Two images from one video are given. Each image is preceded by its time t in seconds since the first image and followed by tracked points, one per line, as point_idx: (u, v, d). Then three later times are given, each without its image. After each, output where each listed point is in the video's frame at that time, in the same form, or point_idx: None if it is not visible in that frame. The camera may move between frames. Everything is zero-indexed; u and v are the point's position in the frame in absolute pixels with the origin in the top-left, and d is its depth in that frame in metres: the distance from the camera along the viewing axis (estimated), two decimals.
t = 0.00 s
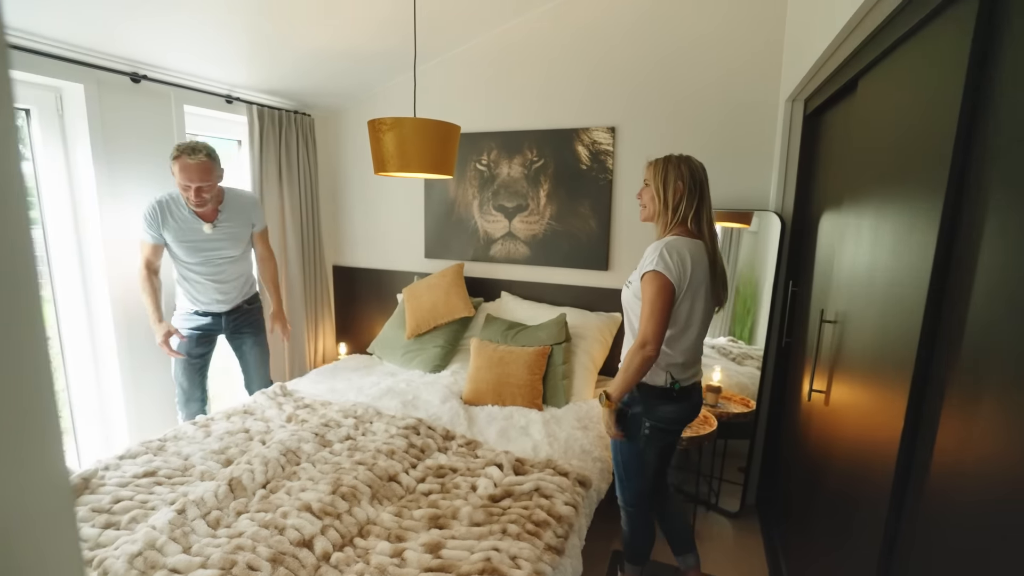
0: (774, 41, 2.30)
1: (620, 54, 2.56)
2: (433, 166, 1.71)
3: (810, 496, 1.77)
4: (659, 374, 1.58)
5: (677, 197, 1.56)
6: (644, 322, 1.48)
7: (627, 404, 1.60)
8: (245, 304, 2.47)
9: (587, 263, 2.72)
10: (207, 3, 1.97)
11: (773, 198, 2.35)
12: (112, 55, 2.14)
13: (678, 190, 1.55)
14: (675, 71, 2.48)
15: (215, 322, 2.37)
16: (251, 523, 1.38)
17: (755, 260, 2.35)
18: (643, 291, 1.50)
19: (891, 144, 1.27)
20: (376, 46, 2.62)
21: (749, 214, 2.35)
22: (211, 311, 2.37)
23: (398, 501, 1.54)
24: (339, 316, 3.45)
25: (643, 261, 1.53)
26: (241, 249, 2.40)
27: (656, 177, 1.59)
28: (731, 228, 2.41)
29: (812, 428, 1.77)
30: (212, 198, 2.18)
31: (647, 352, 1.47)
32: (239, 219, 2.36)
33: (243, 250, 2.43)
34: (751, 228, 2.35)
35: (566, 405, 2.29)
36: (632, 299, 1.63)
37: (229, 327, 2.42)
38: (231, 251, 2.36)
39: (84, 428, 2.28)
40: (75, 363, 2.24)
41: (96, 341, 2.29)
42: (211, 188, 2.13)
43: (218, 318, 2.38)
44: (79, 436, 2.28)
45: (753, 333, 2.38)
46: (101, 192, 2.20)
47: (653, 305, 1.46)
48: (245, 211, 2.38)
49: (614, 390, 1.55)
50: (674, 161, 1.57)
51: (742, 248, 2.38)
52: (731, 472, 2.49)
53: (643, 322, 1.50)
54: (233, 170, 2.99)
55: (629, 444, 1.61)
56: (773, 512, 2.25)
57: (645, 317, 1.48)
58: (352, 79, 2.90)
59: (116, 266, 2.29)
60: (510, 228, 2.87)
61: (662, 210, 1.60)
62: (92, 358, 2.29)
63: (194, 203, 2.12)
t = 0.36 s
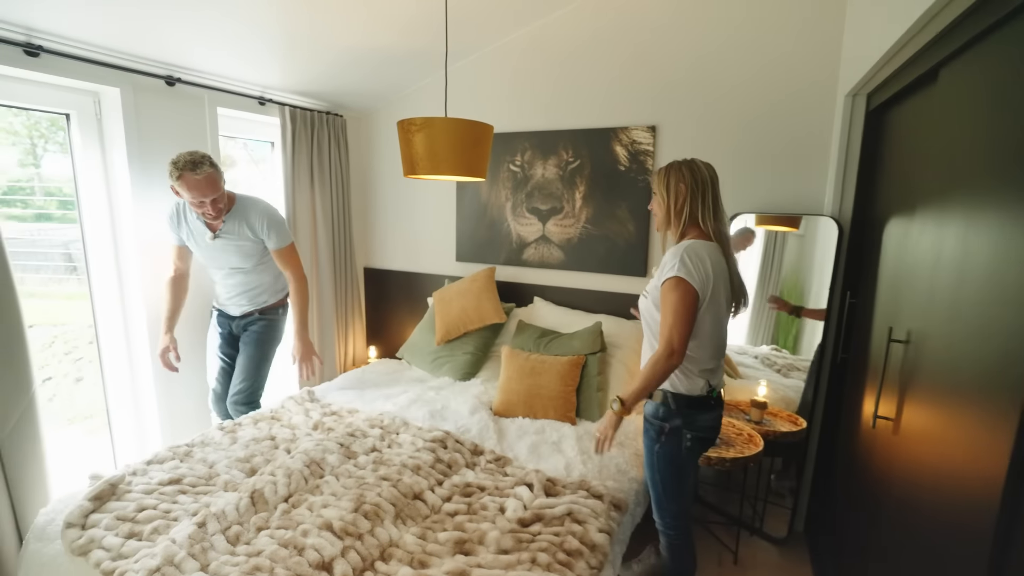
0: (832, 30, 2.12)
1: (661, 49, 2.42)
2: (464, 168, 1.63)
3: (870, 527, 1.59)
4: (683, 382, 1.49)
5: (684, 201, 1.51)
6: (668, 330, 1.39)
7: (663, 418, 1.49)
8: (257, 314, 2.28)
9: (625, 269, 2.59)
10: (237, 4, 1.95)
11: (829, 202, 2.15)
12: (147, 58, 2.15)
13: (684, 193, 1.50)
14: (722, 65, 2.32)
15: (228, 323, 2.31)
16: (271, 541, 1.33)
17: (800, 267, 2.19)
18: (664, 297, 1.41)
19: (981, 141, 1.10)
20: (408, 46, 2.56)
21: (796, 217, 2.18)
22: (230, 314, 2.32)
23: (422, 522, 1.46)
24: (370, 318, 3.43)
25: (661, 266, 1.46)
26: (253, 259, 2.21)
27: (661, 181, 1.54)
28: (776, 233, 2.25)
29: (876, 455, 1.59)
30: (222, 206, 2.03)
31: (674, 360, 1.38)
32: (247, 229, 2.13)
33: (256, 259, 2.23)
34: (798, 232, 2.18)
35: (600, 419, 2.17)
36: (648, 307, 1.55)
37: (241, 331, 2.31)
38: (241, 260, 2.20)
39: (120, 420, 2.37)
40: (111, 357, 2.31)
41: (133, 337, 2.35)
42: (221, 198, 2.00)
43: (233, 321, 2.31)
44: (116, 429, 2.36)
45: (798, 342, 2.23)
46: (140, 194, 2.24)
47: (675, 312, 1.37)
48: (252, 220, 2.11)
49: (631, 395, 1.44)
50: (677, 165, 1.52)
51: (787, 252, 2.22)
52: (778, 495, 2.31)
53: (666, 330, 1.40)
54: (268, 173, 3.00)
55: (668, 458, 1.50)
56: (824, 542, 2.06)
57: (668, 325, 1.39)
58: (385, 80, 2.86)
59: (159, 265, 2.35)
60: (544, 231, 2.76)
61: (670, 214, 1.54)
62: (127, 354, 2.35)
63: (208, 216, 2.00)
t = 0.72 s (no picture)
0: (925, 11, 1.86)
1: (722, 39, 2.24)
2: (510, 169, 1.53)
3: None
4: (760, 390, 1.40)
5: (727, 204, 1.43)
6: (766, 334, 1.28)
7: (734, 422, 1.41)
8: (313, 333, 2.20)
9: (678, 276, 2.42)
10: (283, 5, 1.92)
11: (917, 205, 1.90)
12: (197, 61, 2.17)
13: (728, 195, 1.42)
14: (792, 54, 2.11)
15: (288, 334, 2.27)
16: (301, 559, 1.28)
17: (867, 275, 1.97)
18: (745, 302, 1.31)
19: None
20: (454, 44, 2.48)
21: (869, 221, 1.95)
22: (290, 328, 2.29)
23: (457, 546, 1.37)
24: (412, 320, 3.40)
25: (730, 268, 1.36)
26: (301, 284, 2.12)
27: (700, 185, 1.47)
28: (841, 236, 2.02)
29: (981, 499, 1.37)
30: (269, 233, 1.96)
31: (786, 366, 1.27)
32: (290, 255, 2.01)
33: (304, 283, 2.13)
34: (866, 236, 1.96)
35: (650, 438, 2.02)
36: (704, 311, 1.45)
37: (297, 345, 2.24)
38: (292, 283, 2.12)
39: (167, 414, 2.42)
40: (160, 353, 2.36)
41: (180, 334, 2.39)
42: (265, 226, 1.93)
43: (291, 334, 2.27)
44: (164, 422, 2.42)
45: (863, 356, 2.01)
46: (191, 196, 2.28)
47: (768, 315, 1.28)
48: (296, 247, 1.97)
49: (769, 421, 1.30)
50: (716, 167, 1.46)
51: (853, 257, 2.00)
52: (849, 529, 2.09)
53: (762, 337, 1.29)
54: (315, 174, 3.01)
55: (734, 466, 1.42)
56: None
57: (765, 331, 1.28)
58: (430, 79, 2.80)
59: (211, 265, 2.40)
60: (592, 234, 2.63)
61: (711, 218, 1.47)
62: (174, 350, 2.39)
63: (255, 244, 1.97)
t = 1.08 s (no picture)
0: None
1: (777, 32, 2.13)
2: (552, 170, 1.49)
3: None
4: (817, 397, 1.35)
5: (787, 204, 1.36)
6: (816, 340, 1.24)
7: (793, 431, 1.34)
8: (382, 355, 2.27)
9: (724, 281, 2.32)
10: (328, 8, 1.94)
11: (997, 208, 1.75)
12: (245, 65, 2.22)
13: (789, 195, 1.36)
14: (852, 47, 1.98)
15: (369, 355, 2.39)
16: (338, 563, 1.28)
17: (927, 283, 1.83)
18: (808, 304, 1.26)
19: None
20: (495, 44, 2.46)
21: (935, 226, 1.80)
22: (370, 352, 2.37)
23: (494, 557, 1.34)
24: (448, 321, 3.39)
25: (795, 269, 1.30)
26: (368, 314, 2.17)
27: (759, 184, 1.40)
28: (901, 241, 1.88)
29: None
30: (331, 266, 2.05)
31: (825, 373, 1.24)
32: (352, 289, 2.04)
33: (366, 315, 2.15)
34: (928, 241, 1.82)
35: (693, 450, 1.94)
36: (760, 314, 1.37)
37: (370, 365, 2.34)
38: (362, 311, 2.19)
39: (212, 407, 2.49)
40: (206, 348, 2.43)
41: (225, 330, 2.46)
42: (328, 257, 2.02)
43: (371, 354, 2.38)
44: (209, 415, 2.49)
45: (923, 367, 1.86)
46: (236, 196, 2.33)
47: (833, 318, 1.24)
48: (354, 282, 2.01)
49: (781, 413, 1.28)
50: (775, 166, 1.39)
51: (911, 264, 1.86)
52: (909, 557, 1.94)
53: (813, 342, 1.25)
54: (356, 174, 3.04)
55: (797, 475, 1.36)
56: None
57: (820, 336, 1.24)
58: (470, 79, 2.78)
59: (256, 264, 2.45)
60: (634, 237, 2.55)
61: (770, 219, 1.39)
62: (219, 345, 2.46)
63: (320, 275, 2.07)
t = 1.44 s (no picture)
0: None
1: (790, 30, 2.09)
2: (562, 170, 1.47)
3: None
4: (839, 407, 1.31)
5: (801, 211, 1.34)
6: (835, 349, 1.22)
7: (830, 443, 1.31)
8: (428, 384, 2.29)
9: (735, 283, 2.29)
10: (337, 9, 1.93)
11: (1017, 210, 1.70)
12: (253, 65, 2.22)
13: (802, 201, 1.33)
14: (866, 46, 1.94)
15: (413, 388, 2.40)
16: (344, 567, 1.27)
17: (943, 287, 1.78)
18: (830, 314, 1.24)
19: None
20: (503, 43, 2.44)
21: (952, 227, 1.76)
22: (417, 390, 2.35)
23: (501, 563, 1.33)
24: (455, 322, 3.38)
25: (823, 277, 1.27)
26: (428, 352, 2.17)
27: (770, 188, 1.38)
28: (918, 242, 1.85)
29: None
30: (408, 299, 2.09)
31: (845, 381, 1.22)
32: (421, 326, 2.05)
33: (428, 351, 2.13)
34: (945, 243, 1.78)
35: (703, 455, 1.91)
36: (789, 326, 1.34)
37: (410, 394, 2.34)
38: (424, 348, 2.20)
39: (220, 405, 2.50)
40: (214, 348, 2.44)
41: (232, 328, 2.46)
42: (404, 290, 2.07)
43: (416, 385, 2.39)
44: (215, 412, 2.49)
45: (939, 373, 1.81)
46: (243, 196, 2.33)
47: (855, 326, 1.21)
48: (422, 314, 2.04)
49: (794, 424, 1.28)
50: (787, 170, 1.36)
51: (927, 266, 1.82)
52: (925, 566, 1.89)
53: (832, 350, 1.23)
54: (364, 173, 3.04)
55: (833, 486, 1.34)
56: None
57: (838, 345, 1.22)
58: (478, 79, 2.77)
59: (264, 263, 2.45)
60: (643, 238, 2.52)
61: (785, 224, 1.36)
62: (226, 342, 2.46)
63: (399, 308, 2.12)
